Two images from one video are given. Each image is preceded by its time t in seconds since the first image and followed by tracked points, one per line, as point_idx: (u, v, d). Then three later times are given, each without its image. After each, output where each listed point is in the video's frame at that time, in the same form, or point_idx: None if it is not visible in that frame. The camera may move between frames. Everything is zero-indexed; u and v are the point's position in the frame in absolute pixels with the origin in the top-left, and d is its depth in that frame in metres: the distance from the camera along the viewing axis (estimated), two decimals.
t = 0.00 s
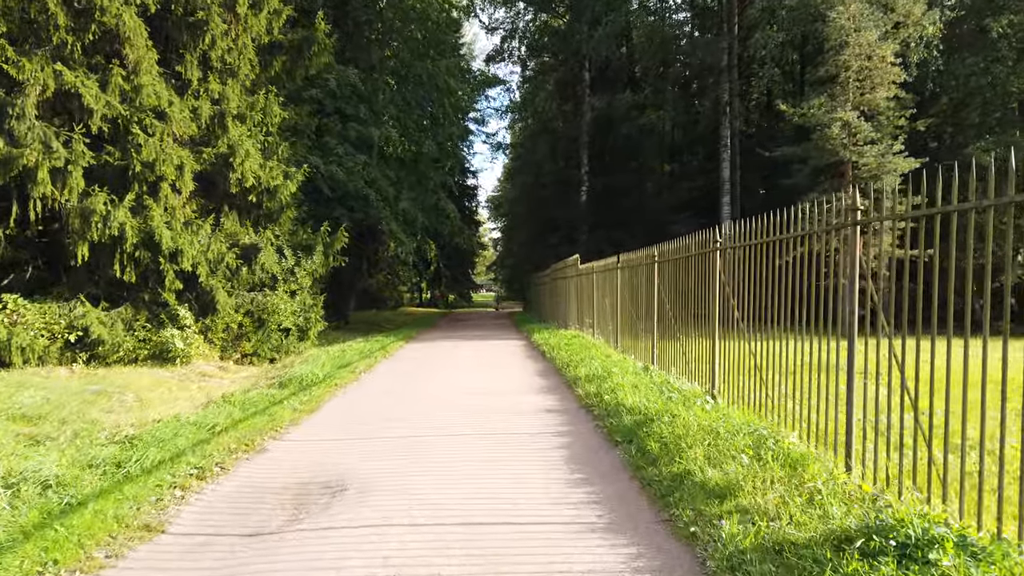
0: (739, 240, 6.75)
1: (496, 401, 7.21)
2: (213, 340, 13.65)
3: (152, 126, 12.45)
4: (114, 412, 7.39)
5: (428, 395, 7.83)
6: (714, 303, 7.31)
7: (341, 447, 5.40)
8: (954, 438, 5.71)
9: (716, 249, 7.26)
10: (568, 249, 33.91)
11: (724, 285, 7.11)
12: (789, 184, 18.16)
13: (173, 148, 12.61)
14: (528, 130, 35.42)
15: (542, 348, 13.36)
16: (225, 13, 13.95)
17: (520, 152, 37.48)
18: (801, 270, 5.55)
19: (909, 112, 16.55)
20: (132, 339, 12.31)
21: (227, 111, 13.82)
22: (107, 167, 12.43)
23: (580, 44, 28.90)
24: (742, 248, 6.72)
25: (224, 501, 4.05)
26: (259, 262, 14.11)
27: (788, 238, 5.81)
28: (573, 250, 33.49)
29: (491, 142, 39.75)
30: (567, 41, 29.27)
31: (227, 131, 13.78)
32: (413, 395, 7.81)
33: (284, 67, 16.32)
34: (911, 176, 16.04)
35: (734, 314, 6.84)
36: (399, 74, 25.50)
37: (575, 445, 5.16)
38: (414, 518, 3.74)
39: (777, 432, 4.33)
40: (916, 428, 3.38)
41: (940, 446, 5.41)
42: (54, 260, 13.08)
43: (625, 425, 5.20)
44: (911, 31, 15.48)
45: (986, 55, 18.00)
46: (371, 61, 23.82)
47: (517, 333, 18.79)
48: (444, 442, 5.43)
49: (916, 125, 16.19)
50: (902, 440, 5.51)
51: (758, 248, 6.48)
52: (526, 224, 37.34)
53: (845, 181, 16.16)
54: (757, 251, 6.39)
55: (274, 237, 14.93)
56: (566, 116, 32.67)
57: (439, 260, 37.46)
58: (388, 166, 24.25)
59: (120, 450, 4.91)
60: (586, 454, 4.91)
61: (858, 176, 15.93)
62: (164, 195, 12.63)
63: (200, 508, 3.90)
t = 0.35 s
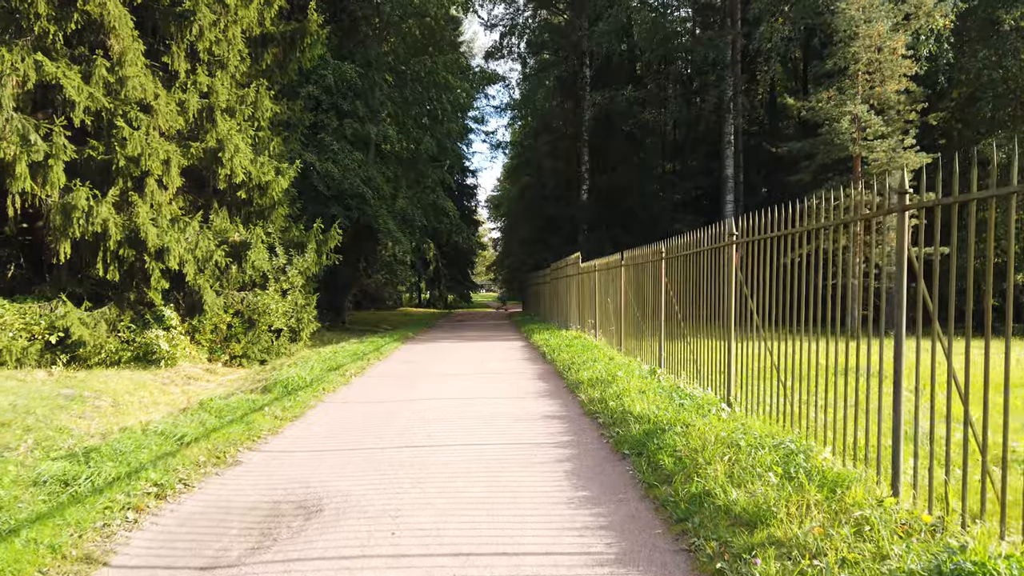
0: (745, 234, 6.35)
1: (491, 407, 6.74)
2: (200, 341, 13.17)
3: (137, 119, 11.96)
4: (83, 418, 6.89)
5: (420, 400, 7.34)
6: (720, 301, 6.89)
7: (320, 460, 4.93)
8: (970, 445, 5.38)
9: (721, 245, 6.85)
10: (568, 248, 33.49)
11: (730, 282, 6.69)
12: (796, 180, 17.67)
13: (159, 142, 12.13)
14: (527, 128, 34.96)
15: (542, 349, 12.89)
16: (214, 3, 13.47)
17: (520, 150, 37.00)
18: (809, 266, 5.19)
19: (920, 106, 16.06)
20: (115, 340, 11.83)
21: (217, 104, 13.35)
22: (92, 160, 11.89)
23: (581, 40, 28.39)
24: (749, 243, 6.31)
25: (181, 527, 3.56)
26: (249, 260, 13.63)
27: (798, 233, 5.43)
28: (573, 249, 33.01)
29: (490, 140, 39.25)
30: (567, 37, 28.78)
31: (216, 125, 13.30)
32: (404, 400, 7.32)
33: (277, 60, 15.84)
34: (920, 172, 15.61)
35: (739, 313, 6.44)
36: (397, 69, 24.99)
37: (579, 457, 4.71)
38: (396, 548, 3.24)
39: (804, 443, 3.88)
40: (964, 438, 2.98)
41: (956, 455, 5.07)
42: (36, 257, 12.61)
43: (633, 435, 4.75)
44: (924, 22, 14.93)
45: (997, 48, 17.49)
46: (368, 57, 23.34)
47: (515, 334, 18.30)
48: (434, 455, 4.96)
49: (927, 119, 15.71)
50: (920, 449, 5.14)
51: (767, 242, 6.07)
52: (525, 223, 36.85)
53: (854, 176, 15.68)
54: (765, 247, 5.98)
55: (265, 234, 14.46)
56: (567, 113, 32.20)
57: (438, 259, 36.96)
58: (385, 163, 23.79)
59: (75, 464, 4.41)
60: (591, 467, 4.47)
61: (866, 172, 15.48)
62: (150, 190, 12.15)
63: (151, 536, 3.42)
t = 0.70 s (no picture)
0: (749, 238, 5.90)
1: (486, 422, 6.23)
2: (185, 347, 12.67)
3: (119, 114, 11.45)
4: (45, 435, 6.41)
5: (412, 412, 6.86)
6: (725, 308, 6.43)
7: (295, 488, 4.44)
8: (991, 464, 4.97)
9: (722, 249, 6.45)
10: (568, 248, 32.99)
11: (734, 289, 6.24)
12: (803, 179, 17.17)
13: (141, 139, 11.63)
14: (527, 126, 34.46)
15: (541, 354, 12.39)
16: None
17: (519, 148, 36.52)
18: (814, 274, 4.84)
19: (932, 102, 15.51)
20: (96, 346, 11.36)
21: (204, 100, 12.85)
22: (72, 158, 11.43)
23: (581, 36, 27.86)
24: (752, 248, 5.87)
25: None
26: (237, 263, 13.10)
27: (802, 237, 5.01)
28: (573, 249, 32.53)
29: (489, 138, 38.73)
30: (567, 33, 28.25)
31: (202, 122, 12.78)
32: (393, 413, 6.84)
33: (267, 56, 15.34)
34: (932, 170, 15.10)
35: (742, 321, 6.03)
36: (393, 67, 24.42)
37: (581, 485, 4.23)
38: None
39: (837, 477, 3.39)
40: (1007, 480, 2.55)
41: (983, 479, 4.64)
42: (15, 260, 12.12)
43: (642, 460, 4.26)
44: (937, 15, 14.35)
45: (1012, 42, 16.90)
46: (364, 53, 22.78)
47: (514, 337, 17.79)
48: (419, 482, 4.46)
49: (939, 115, 15.18)
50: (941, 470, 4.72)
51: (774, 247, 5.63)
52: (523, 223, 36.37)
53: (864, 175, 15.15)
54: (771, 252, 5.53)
55: (255, 235, 13.99)
56: (566, 112, 31.68)
57: (436, 259, 36.46)
58: (381, 162, 23.25)
59: (14, 498, 3.92)
60: (594, 497, 3.99)
61: (875, 170, 14.97)
62: (132, 191, 11.63)
63: None
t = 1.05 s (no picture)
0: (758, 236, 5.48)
1: (489, 432, 5.73)
2: (176, 348, 12.20)
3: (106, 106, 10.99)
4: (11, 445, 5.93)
5: (408, 419, 6.39)
6: (736, 311, 5.98)
7: (275, 510, 3.96)
8: None
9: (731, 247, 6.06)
10: (571, 247, 32.51)
11: (746, 289, 5.79)
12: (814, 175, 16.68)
13: (129, 132, 11.15)
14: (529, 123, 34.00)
15: (545, 355, 11.91)
16: None
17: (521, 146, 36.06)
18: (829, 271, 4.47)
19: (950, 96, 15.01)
20: (81, 347, 10.88)
21: (196, 93, 12.41)
22: (57, 152, 10.94)
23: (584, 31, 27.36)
24: (763, 246, 5.45)
25: None
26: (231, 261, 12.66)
27: (816, 233, 4.60)
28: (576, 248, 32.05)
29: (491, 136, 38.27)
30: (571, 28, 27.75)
31: (194, 115, 12.32)
32: (388, 420, 6.37)
33: (262, 48, 14.91)
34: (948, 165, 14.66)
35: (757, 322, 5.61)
36: (394, 62, 23.93)
37: (596, 506, 3.75)
38: None
39: (899, 504, 2.93)
40: None
41: None
42: None
43: (665, 479, 3.78)
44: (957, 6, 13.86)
45: None
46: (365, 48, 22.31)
47: (517, 338, 17.32)
48: (415, 503, 3.97)
49: (957, 109, 14.69)
50: (988, 483, 4.30)
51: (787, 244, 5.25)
52: (525, 222, 35.89)
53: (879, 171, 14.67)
54: (782, 251, 5.10)
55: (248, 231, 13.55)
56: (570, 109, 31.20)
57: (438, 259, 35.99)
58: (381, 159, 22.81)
59: None
60: (611, 523, 3.51)
61: (891, 166, 14.49)
62: (119, 186, 11.14)
63: None
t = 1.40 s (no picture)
0: (771, 231, 5.06)
1: (485, 444, 5.26)
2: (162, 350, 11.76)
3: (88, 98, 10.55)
4: None
5: (399, 428, 5.94)
6: (746, 311, 5.56)
7: (242, 534, 3.52)
8: None
9: (736, 248, 5.71)
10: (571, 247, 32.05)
11: (758, 288, 5.38)
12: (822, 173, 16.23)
13: (113, 126, 10.70)
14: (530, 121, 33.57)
15: (546, 358, 11.46)
16: None
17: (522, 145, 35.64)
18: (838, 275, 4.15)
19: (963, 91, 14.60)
20: (61, 348, 10.44)
21: (183, 85, 11.99)
22: (38, 146, 10.48)
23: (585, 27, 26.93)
24: (772, 245, 5.08)
25: None
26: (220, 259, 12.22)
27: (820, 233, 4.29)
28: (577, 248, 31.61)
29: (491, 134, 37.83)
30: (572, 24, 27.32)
31: (181, 108, 11.88)
32: (377, 429, 5.91)
33: (255, 42, 14.48)
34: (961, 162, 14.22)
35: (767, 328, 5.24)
36: (391, 59, 23.45)
37: (604, 534, 3.30)
38: None
39: (966, 541, 2.51)
40: None
41: None
42: None
43: (683, 503, 3.33)
44: None
45: None
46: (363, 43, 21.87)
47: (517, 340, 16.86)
48: (400, 527, 3.53)
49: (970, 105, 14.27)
50: None
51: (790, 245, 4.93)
52: (525, 222, 35.44)
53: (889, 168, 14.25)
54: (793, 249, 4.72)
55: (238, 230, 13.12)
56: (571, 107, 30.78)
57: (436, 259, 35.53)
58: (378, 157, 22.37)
59: None
60: (622, 553, 3.08)
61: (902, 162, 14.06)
62: (103, 181, 10.70)
63: None
